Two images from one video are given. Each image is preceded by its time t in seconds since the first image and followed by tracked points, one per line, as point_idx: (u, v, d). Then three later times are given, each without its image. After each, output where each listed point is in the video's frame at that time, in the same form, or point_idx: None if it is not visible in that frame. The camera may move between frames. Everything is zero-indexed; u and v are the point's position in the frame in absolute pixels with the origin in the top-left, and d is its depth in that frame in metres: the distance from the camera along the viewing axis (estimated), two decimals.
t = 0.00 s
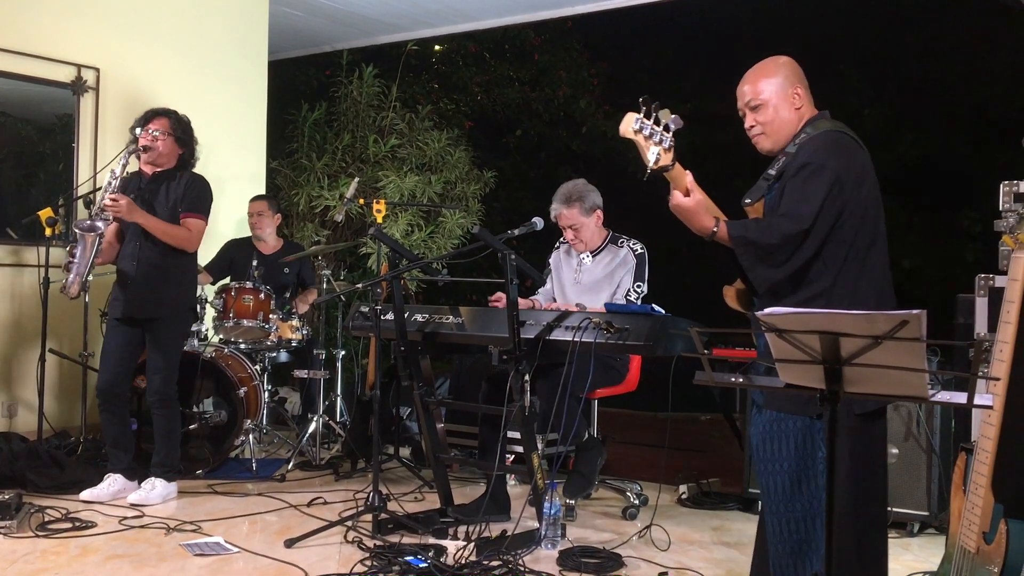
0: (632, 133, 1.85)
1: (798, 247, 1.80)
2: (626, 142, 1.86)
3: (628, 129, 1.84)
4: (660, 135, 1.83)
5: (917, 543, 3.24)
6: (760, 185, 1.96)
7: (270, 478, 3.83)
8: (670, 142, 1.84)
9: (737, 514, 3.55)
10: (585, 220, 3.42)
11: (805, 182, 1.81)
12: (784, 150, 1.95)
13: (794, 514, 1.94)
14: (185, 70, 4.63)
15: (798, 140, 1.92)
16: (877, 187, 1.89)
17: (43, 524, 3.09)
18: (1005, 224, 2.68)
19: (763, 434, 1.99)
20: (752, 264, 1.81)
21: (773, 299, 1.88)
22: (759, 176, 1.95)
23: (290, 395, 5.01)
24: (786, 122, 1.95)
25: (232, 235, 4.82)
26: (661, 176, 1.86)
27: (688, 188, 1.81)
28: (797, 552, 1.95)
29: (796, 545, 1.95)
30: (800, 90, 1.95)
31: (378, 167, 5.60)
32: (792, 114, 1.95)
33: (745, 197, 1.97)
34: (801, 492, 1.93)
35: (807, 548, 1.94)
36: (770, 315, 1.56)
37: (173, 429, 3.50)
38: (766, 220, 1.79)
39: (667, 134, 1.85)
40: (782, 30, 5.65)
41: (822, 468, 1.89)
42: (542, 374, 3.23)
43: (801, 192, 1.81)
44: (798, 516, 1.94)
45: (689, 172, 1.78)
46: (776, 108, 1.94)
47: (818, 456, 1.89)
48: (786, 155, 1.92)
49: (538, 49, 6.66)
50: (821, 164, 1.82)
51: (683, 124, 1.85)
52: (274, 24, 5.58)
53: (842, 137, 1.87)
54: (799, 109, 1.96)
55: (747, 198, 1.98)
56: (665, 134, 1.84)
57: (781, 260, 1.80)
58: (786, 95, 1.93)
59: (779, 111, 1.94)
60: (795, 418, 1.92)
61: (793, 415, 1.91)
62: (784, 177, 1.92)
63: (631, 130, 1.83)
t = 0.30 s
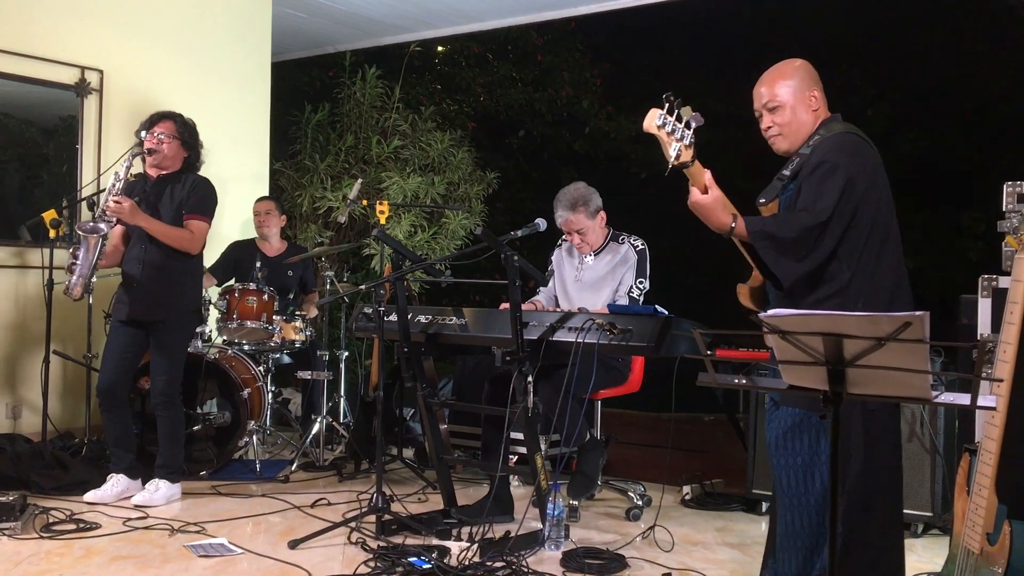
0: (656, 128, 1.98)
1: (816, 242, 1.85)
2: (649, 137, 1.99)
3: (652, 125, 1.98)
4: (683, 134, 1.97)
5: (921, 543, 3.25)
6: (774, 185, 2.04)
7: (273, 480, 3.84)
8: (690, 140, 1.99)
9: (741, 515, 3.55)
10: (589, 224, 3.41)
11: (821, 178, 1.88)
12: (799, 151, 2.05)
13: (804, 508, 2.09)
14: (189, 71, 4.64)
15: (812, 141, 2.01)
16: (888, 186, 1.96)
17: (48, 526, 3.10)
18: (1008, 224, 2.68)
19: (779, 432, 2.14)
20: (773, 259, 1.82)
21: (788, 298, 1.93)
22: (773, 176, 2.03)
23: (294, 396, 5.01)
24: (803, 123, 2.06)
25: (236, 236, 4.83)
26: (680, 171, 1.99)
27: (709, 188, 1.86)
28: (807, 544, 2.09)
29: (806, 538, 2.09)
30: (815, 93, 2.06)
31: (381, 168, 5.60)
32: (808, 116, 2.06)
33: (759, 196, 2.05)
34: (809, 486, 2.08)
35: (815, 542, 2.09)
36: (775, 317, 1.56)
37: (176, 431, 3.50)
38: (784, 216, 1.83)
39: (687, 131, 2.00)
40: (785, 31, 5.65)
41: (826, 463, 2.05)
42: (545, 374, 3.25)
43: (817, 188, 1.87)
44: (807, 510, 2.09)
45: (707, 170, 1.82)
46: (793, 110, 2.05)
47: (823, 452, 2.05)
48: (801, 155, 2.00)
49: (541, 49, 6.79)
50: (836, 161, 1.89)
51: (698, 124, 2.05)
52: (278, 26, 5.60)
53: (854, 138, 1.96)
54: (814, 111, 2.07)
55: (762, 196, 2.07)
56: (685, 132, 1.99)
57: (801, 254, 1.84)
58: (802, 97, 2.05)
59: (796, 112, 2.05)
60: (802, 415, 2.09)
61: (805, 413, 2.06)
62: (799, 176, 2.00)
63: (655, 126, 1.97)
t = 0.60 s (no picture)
0: (662, 137, 2.03)
1: (828, 245, 1.84)
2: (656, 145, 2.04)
3: (659, 134, 2.03)
4: (689, 142, 2.02)
5: (929, 548, 3.22)
6: (783, 192, 2.01)
7: (274, 484, 3.81)
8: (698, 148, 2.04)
9: (746, 520, 3.52)
10: (589, 229, 3.37)
11: (829, 182, 1.86)
12: (805, 157, 2.02)
13: (810, 514, 2.06)
14: (190, 72, 4.62)
15: (818, 147, 1.98)
16: (898, 189, 1.93)
17: (47, 530, 3.08)
18: (1015, 226, 2.65)
19: (789, 438, 2.10)
20: (785, 264, 1.83)
21: (798, 302, 1.91)
22: (781, 184, 2.01)
23: (294, 399, 4.99)
24: (808, 129, 2.03)
25: (237, 238, 4.80)
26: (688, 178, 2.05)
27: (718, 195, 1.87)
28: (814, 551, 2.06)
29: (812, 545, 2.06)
30: (819, 99, 2.03)
31: (383, 169, 5.58)
32: (812, 122, 2.04)
33: (769, 204, 2.02)
34: (816, 493, 2.04)
35: (821, 550, 2.05)
36: (779, 320, 1.55)
37: (179, 432, 3.49)
38: (793, 220, 1.82)
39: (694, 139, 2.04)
40: (790, 30, 5.60)
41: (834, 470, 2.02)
42: (546, 376, 3.23)
43: (826, 192, 1.85)
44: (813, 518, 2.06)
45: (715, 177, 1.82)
46: (797, 116, 2.02)
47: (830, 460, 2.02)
48: (808, 161, 1.97)
49: (543, 49, 6.78)
50: (842, 164, 1.87)
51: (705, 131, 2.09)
52: (279, 26, 5.58)
53: (861, 140, 1.93)
54: (819, 116, 2.04)
55: (771, 204, 2.03)
56: (692, 140, 2.03)
57: (812, 259, 1.83)
58: (806, 103, 2.02)
59: (800, 119, 2.02)
60: (811, 421, 2.05)
61: (815, 418, 2.03)
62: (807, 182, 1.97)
63: (662, 135, 2.02)
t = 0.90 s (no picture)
0: (670, 147, 1.92)
1: (851, 258, 1.78)
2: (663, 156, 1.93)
3: (666, 144, 1.92)
4: (699, 151, 1.89)
5: (940, 554, 3.15)
6: (791, 195, 1.93)
7: (274, 489, 3.75)
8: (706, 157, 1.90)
9: (754, 525, 3.45)
10: (588, 221, 3.31)
11: (843, 190, 1.81)
12: (814, 159, 1.96)
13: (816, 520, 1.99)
14: (188, 71, 4.56)
15: (827, 149, 1.92)
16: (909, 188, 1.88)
17: (43, 536, 3.02)
18: None
19: (794, 441, 2.05)
20: (806, 277, 1.78)
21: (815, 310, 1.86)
22: (789, 186, 1.94)
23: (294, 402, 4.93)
24: (818, 129, 1.96)
25: (236, 239, 4.74)
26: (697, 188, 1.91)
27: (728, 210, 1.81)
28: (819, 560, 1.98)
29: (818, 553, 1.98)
30: (830, 98, 1.96)
31: (384, 169, 5.52)
32: (824, 122, 1.96)
33: (777, 209, 1.93)
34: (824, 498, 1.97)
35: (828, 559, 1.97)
36: (787, 322, 1.52)
37: (179, 435, 3.43)
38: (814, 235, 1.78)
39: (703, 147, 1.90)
40: (797, 27, 5.52)
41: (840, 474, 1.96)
42: (551, 380, 3.16)
43: (843, 201, 1.80)
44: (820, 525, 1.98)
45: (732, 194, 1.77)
46: (807, 115, 1.95)
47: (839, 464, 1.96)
48: (817, 163, 1.91)
49: (547, 46, 6.71)
50: (854, 169, 1.82)
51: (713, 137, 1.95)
52: (279, 23, 5.52)
53: (870, 142, 1.87)
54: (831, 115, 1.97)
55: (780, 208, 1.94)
56: (699, 148, 1.90)
57: (834, 273, 1.78)
58: (816, 102, 1.95)
59: (811, 118, 1.95)
60: (817, 423, 2.00)
61: (821, 421, 1.98)
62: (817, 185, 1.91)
63: (669, 144, 1.91)
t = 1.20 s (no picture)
0: (681, 160, 2.09)
1: (877, 263, 1.73)
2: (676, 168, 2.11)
3: (677, 156, 2.10)
4: (708, 162, 2.08)
5: (959, 559, 3.07)
6: (806, 199, 1.88)
7: (279, 492, 3.70)
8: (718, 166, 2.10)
9: (768, 530, 3.38)
10: (599, 220, 3.25)
11: (861, 193, 1.76)
12: (825, 161, 1.90)
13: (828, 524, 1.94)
14: (191, 69, 4.52)
15: (839, 150, 1.87)
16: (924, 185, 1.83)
17: (45, 540, 2.98)
18: None
19: (806, 443, 1.99)
20: (829, 285, 1.75)
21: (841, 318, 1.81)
22: (802, 191, 1.88)
23: (299, 404, 4.87)
24: (825, 133, 1.91)
25: (240, 238, 4.69)
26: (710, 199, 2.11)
27: (752, 225, 1.82)
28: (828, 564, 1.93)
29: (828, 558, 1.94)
30: (838, 100, 1.91)
31: (390, 168, 5.46)
32: (831, 125, 1.91)
33: (792, 213, 1.87)
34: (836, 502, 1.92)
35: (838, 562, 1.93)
36: (801, 323, 1.47)
37: (181, 438, 3.38)
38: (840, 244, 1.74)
39: (713, 157, 2.09)
40: (808, 21, 5.44)
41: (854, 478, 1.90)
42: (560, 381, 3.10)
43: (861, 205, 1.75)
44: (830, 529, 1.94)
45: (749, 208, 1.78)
46: (814, 119, 1.90)
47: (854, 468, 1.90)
48: (829, 165, 1.86)
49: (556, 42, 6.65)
50: (870, 171, 1.76)
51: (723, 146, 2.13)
52: (284, 21, 5.48)
53: (883, 142, 1.82)
54: (838, 119, 1.91)
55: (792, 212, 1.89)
56: (710, 159, 2.09)
57: (861, 280, 1.74)
58: (823, 105, 1.90)
59: (817, 122, 1.90)
60: (830, 426, 1.93)
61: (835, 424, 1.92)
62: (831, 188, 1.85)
63: (680, 157, 2.08)
